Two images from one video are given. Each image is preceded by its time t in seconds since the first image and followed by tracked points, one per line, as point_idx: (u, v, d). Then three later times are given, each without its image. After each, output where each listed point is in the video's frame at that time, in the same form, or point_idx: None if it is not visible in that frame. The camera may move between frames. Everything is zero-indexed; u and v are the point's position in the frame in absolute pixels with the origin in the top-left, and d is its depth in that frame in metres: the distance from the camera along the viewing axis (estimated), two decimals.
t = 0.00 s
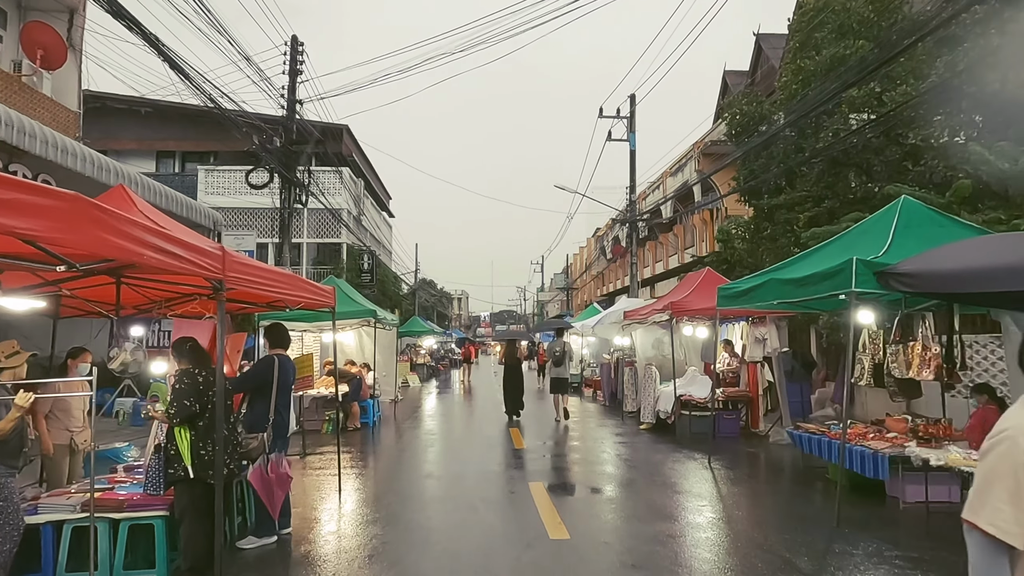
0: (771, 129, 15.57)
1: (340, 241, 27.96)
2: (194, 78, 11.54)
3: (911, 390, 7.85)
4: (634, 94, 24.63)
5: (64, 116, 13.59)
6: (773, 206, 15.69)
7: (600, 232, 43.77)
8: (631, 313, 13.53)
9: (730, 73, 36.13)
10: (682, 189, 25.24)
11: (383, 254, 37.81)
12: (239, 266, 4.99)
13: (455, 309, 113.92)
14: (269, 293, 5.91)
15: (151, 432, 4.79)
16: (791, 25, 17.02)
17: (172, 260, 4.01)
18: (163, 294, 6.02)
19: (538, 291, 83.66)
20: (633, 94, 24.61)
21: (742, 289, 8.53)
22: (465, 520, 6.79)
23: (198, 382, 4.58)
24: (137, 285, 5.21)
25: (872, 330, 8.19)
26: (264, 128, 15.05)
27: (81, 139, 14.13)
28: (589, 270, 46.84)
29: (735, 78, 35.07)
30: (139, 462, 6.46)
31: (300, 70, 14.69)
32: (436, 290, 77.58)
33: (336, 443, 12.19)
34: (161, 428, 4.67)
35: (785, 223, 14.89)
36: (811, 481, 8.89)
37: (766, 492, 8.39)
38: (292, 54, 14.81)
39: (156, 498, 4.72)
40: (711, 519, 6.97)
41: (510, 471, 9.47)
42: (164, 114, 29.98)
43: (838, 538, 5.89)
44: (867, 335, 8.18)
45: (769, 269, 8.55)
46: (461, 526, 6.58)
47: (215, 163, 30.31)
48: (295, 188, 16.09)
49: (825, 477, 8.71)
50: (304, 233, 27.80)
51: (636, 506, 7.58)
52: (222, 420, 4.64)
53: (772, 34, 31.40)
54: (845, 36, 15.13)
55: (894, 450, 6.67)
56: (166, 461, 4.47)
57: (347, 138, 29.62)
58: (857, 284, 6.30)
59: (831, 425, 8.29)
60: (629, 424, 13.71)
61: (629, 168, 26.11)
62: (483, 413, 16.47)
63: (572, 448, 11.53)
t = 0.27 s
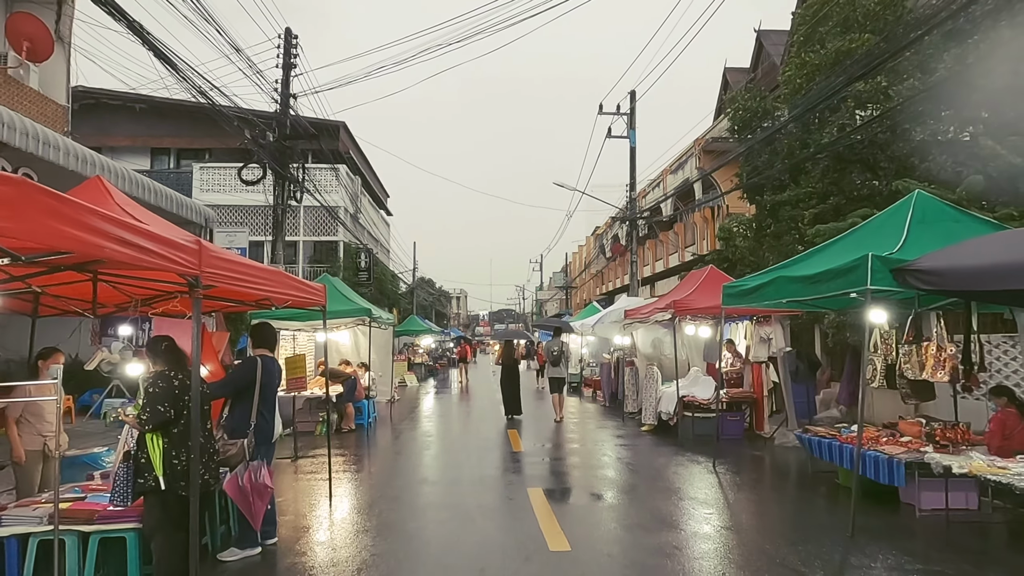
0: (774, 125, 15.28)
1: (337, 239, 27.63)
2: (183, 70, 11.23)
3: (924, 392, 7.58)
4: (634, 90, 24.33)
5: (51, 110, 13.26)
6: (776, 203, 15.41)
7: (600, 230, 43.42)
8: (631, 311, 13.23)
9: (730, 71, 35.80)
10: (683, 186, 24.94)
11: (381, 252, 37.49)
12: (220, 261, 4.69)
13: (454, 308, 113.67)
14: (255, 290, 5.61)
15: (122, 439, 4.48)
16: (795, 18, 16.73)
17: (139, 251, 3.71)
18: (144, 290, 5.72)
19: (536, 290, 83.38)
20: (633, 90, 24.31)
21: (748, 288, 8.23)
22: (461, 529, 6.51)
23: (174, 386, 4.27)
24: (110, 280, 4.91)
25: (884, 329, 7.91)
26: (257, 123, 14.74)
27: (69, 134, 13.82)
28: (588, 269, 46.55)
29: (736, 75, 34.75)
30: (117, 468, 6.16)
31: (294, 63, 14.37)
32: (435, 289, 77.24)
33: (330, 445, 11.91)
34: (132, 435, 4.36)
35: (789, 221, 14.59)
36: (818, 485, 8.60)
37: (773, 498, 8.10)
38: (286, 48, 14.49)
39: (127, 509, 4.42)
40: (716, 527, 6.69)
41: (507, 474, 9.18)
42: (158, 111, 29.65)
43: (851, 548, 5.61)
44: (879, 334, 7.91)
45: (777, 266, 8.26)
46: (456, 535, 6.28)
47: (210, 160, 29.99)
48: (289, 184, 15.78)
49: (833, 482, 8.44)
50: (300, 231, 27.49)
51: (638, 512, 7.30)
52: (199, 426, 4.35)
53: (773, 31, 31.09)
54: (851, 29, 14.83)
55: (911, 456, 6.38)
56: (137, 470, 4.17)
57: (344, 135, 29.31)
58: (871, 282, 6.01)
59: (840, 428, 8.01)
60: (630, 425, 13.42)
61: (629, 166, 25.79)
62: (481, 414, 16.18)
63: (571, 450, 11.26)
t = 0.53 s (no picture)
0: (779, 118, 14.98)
1: (334, 236, 27.32)
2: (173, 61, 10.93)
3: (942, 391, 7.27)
4: (635, 85, 24.02)
5: (40, 102, 12.95)
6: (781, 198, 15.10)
7: (600, 228, 43.11)
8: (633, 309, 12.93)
9: (732, 67, 35.48)
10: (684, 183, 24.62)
11: (379, 250, 37.17)
12: (202, 253, 4.40)
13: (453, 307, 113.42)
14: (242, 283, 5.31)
15: (92, 442, 4.18)
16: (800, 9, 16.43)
17: (100, 238, 3.45)
18: (124, 283, 5.43)
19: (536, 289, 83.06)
20: (634, 85, 24.00)
21: (757, 283, 7.93)
22: (459, 534, 6.20)
23: (149, 385, 3.97)
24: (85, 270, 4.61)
25: (898, 326, 7.61)
26: (251, 116, 14.43)
27: (59, 127, 13.52)
28: (588, 267, 46.24)
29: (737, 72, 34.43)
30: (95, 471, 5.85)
31: (288, 55, 14.06)
32: (434, 288, 76.88)
33: (324, 446, 11.62)
34: (102, 438, 4.06)
35: (795, 216, 14.27)
36: (828, 487, 8.31)
37: (782, 500, 7.80)
38: (280, 39, 14.17)
39: (98, 517, 4.12)
40: (724, 531, 6.40)
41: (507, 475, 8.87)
42: (154, 107, 29.34)
43: (868, 556, 5.33)
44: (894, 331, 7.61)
45: (787, 260, 7.96)
46: (453, 542, 5.98)
47: (206, 157, 29.68)
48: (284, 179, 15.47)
49: (844, 484, 8.15)
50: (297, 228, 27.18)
51: (643, 516, 7.01)
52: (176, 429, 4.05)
53: (775, 27, 30.77)
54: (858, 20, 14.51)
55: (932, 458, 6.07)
56: (108, 476, 3.87)
57: (341, 131, 28.99)
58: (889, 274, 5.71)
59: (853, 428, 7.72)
60: (632, 425, 13.13)
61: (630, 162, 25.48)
62: (480, 413, 15.88)
63: (572, 450, 10.97)
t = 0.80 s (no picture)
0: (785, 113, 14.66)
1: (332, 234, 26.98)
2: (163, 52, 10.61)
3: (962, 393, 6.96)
4: (637, 81, 23.68)
5: (28, 96, 12.61)
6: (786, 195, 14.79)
7: (601, 226, 42.77)
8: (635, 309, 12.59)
9: (734, 64, 35.11)
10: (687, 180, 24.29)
11: (378, 248, 36.84)
12: (180, 247, 4.06)
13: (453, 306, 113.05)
14: (227, 281, 5.02)
15: (58, 452, 3.87)
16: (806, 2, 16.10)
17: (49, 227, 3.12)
18: (100, 280, 5.13)
19: (536, 288, 82.69)
20: (636, 81, 23.67)
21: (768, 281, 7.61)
22: (455, 546, 5.89)
23: (118, 392, 3.67)
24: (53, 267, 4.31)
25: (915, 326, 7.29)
26: (245, 110, 14.10)
27: (48, 122, 13.21)
28: (589, 266, 45.90)
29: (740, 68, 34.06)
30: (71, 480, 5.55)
31: (283, 48, 13.73)
32: (434, 287, 76.55)
33: (319, 448, 11.31)
34: (68, 449, 3.76)
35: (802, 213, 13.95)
36: (839, 492, 8.01)
37: (792, 507, 7.50)
38: (275, 31, 13.84)
39: (68, 533, 3.83)
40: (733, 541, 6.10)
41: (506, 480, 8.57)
42: (149, 103, 29.02)
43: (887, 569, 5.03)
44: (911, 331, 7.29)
45: (798, 257, 7.67)
46: (449, 554, 5.67)
47: (203, 154, 29.35)
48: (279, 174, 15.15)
49: (856, 490, 7.85)
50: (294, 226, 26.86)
51: (647, 524, 6.71)
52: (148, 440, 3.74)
53: (778, 23, 30.40)
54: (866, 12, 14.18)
55: (955, 466, 5.77)
56: (72, 491, 3.57)
57: (339, 128, 28.65)
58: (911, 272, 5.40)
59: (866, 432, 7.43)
60: (635, 427, 12.82)
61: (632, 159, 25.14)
62: (480, 415, 15.57)
63: (574, 453, 10.67)
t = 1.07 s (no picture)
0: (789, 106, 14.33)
1: (330, 231, 26.72)
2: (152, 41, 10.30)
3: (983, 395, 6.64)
4: (638, 76, 23.40)
5: (17, 89, 12.34)
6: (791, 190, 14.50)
7: (601, 225, 42.50)
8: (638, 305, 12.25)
9: (735, 60, 34.78)
10: (688, 176, 23.99)
11: (376, 246, 36.62)
12: (151, 236, 3.73)
13: (453, 305, 112.86)
14: (207, 274, 4.71)
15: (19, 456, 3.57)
16: None
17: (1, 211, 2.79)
18: (73, 273, 4.82)
19: (536, 286, 82.48)
20: (637, 76, 23.38)
21: (777, 275, 7.31)
22: (452, 554, 5.57)
23: (84, 392, 3.37)
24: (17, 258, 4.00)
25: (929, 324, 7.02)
26: (238, 103, 13.79)
27: (37, 115, 12.92)
28: (589, 264, 45.63)
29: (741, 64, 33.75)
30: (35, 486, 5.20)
31: (277, 40, 13.43)
32: (433, 285, 76.28)
33: (313, 448, 11.03)
34: (29, 455, 3.45)
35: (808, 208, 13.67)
36: (851, 495, 7.73)
37: (802, 510, 7.22)
38: (269, 23, 13.53)
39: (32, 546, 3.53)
40: (743, 548, 5.79)
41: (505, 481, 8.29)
42: (145, 99, 28.74)
43: None
44: (924, 330, 7.02)
45: (808, 252, 7.37)
46: (445, 563, 5.36)
47: (199, 150, 29.08)
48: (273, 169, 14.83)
49: (868, 494, 7.55)
50: (291, 223, 26.63)
51: (651, 528, 6.42)
52: (117, 445, 3.44)
53: (780, 18, 30.10)
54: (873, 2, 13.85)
55: (979, 470, 5.48)
56: (33, 501, 3.27)
57: (336, 124, 28.36)
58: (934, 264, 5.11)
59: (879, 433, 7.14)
60: (637, 426, 12.53)
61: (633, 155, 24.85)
62: (479, 414, 15.29)
63: (575, 453, 10.40)
